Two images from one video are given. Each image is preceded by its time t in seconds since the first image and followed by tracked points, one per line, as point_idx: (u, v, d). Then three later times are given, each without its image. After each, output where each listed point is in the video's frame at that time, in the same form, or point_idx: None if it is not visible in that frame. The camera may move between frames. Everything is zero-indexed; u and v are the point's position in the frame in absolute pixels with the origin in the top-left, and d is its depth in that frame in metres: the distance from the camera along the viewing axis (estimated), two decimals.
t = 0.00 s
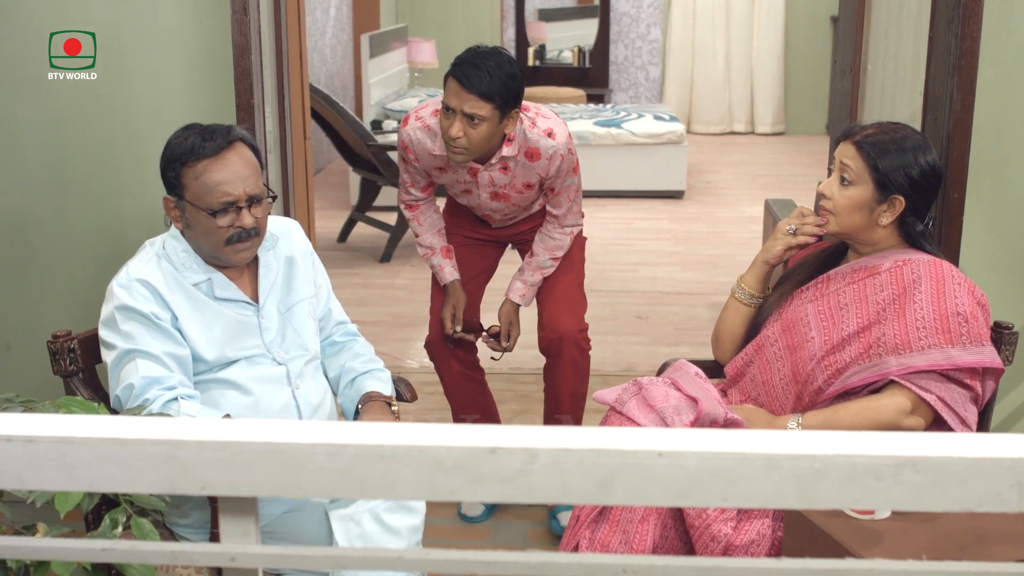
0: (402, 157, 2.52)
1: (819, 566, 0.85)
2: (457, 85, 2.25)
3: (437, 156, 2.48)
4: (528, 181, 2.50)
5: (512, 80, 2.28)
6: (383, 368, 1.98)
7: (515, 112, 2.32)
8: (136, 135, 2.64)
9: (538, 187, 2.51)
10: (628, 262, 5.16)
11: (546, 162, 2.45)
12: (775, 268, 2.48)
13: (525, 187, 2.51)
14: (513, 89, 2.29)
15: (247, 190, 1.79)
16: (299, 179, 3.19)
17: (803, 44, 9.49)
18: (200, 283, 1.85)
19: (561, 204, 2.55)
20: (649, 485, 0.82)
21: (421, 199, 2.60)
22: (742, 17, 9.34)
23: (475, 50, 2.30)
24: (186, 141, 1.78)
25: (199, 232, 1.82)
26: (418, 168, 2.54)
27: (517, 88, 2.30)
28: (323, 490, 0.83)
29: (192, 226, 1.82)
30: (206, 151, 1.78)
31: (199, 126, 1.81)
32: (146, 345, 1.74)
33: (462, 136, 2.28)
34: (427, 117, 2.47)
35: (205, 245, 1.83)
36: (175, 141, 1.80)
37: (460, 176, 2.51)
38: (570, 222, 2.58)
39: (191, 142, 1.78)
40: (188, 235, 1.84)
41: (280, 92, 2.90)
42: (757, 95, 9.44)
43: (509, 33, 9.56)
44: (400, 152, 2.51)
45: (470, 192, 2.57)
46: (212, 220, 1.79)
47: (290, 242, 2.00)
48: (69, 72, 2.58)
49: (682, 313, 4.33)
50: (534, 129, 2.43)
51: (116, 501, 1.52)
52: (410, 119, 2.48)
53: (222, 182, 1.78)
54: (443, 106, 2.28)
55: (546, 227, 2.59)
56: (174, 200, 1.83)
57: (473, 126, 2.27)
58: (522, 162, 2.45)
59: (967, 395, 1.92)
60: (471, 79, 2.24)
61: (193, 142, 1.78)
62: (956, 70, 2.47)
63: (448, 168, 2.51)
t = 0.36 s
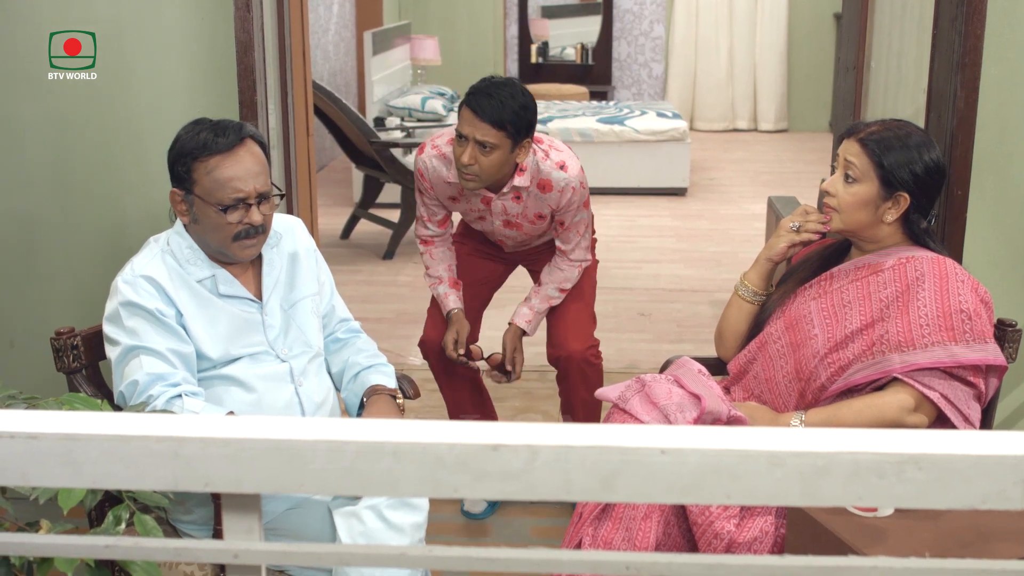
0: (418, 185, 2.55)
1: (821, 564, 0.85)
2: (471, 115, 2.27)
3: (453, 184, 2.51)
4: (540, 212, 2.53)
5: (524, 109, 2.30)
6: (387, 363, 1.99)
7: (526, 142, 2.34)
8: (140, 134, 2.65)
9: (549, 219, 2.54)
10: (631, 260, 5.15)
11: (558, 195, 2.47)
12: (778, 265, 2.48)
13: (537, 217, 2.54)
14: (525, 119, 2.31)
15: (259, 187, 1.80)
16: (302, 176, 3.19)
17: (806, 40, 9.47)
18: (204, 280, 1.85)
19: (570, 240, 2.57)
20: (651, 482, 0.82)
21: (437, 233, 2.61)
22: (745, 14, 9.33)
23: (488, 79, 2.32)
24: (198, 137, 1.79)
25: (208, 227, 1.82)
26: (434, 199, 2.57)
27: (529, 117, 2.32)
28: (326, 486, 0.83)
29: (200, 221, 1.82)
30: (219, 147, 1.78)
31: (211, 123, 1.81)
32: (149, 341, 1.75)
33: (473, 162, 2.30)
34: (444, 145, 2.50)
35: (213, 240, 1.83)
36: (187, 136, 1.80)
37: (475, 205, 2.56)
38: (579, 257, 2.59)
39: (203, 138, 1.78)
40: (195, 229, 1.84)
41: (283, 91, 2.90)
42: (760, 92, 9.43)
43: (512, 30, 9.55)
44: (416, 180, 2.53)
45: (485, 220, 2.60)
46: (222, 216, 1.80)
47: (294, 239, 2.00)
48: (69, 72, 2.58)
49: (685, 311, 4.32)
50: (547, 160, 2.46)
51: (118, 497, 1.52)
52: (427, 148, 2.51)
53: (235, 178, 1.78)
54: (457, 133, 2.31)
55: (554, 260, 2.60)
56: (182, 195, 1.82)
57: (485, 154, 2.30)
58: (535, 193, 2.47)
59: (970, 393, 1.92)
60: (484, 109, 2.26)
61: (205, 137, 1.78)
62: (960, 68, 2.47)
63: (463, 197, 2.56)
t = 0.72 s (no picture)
0: (439, 232, 2.53)
1: (821, 555, 0.84)
2: (496, 148, 2.32)
3: (478, 225, 2.50)
4: (556, 253, 2.54)
5: (548, 145, 2.35)
6: (389, 353, 1.99)
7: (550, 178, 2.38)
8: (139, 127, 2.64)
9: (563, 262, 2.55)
10: (631, 252, 5.15)
11: (570, 232, 2.49)
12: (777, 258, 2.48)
13: (554, 258, 2.55)
14: (549, 153, 2.36)
15: (263, 161, 1.83)
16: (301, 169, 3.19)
17: (805, 33, 9.46)
18: (204, 274, 1.86)
19: (583, 286, 2.54)
20: (651, 473, 0.82)
21: (453, 282, 2.56)
22: (744, 7, 9.31)
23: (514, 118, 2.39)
24: (196, 122, 1.83)
25: (217, 208, 1.82)
26: (455, 245, 2.54)
27: (552, 152, 2.37)
28: (325, 479, 0.83)
29: (208, 203, 1.82)
30: (219, 126, 1.82)
31: (204, 112, 1.86)
32: (147, 335, 1.74)
33: (497, 194, 2.34)
34: (466, 188, 2.51)
35: (224, 222, 1.83)
36: (184, 126, 1.84)
37: (498, 248, 2.55)
38: (593, 303, 2.54)
39: (202, 122, 1.82)
40: (204, 216, 1.84)
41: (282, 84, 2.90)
42: (760, 85, 9.42)
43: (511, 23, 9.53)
44: (438, 226, 2.51)
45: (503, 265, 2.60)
46: (232, 193, 1.81)
47: (293, 233, 2.00)
48: (69, 72, 2.56)
49: (684, 303, 4.32)
50: (564, 197, 2.48)
51: (118, 490, 1.52)
52: (450, 192, 2.51)
53: (239, 153, 1.81)
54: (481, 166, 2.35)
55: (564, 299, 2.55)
56: (187, 181, 1.83)
57: (509, 187, 2.33)
58: (548, 232, 2.50)
59: (970, 385, 1.92)
60: (510, 142, 2.31)
61: (204, 121, 1.83)
62: (960, 60, 2.47)
63: (485, 242, 2.54)
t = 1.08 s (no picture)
0: (451, 244, 2.47)
1: (819, 548, 0.85)
2: (517, 162, 2.31)
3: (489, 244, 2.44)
4: (560, 278, 2.48)
5: (569, 166, 2.33)
6: (389, 337, 2.01)
7: (568, 201, 2.34)
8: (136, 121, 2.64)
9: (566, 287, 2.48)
10: (629, 246, 5.15)
11: (575, 254, 2.42)
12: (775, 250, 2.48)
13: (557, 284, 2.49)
14: (569, 175, 2.33)
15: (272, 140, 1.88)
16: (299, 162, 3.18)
17: (804, 27, 9.45)
18: (203, 266, 1.85)
19: (582, 310, 2.42)
20: (649, 466, 0.82)
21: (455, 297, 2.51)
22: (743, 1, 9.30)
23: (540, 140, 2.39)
24: (204, 106, 1.86)
25: (233, 182, 1.83)
26: (464, 261, 2.49)
27: (572, 174, 2.34)
28: (324, 471, 0.83)
29: (223, 178, 1.83)
30: (228, 107, 1.87)
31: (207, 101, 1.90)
32: (141, 328, 1.74)
33: (513, 207, 2.30)
34: (484, 207, 2.47)
35: (240, 196, 1.84)
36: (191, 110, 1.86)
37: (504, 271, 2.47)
38: (592, 327, 2.41)
39: (211, 105, 1.86)
40: (217, 193, 1.84)
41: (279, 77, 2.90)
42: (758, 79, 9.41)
43: (509, 17, 9.50)
44: (451, 238, 2.47)
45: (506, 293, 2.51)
46: (249, 166, 1.84)
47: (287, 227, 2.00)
48: (69, 72, 2.58)
49: (682, 297, 4.33)
50: (574, 220, 2.43)
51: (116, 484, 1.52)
52: (468, 207, 2.46)
53: (251, 131, 1.86)
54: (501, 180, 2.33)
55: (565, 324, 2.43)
56: (199, 159, 1.83)
57: (526, 200, 2.30)
58: (554, 254, 2.44)
59: (967, 378, 1.92)
60: (532, 155, 2.30)
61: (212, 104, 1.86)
62: (958, 53, 2.46)
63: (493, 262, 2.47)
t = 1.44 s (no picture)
0: (455, 255, 2.47)
1: (818, 546, 0.85)
2: (526, 174, 2.31)
3: (493, 255, 2.44)
4: (560, 292, 2.47)
5: (576, 180, 2.32)
6: (389, 338, 2.01)
7: (573, 215, 2.34)
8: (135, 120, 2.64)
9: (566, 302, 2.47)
10: (627, 245, 5.15)
11: (576, 268, 2.43)
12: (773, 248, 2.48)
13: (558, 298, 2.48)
14: (576, 190, 2.33)
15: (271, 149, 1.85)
16: (297, 160, 3.18)
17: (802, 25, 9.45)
18: (202, 264, 1.85)
19: (582, 324, 2.42)
20: (648, 464, 0.82)
21: (454, 311, 2.50)
22: None
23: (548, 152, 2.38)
24: (202, 114, 1.81)
25: (233, 199, 1.82)
26: (466, 273, 2.48)
27: (578, 190, 2.34)
28: (324, 469, 0.83)
29: (223, 194, 1.82)
30: (228, 117, 1.82)
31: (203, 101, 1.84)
32: (153, 320, 1.74)
33: (518, 219, 2.31)
34: (490, 219, 2.47)
35: (239, 211, 1.83)
36: (188, 117, 1.81)
37: (506, 284, 2.46)
38: (590, 342, 2.40)
39: (209, 114, 1.81)
40: (215, 207, 1.83)
41: (278, 75, 2.89)
42: (756, 77, 9.42)
43: (507, 15, 9.50)
44: (455, 249, 2.46)
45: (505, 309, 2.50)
46: (248, 183, 1.82)
47: (288, 224, 1.99)
48: (69, 72, 2.58)
49: (680, 295, 4.33)
50: (577, 233, 2.44)
51: (115, 483, 1.52)
52: (474, 220, 2.46)
53: (251, 144, 1.83)
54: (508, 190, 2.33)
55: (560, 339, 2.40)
56: (198, 172, 1.81)
57: (531, 213, 2.30)
58: (555, 267, 2.44)
59: (965, 376, 1.92)
60: (540, 168, 2.29)
61: (211, 112, 1.81)
62: (956, 52, 2.46)
63: (496, 275, 2.46)
